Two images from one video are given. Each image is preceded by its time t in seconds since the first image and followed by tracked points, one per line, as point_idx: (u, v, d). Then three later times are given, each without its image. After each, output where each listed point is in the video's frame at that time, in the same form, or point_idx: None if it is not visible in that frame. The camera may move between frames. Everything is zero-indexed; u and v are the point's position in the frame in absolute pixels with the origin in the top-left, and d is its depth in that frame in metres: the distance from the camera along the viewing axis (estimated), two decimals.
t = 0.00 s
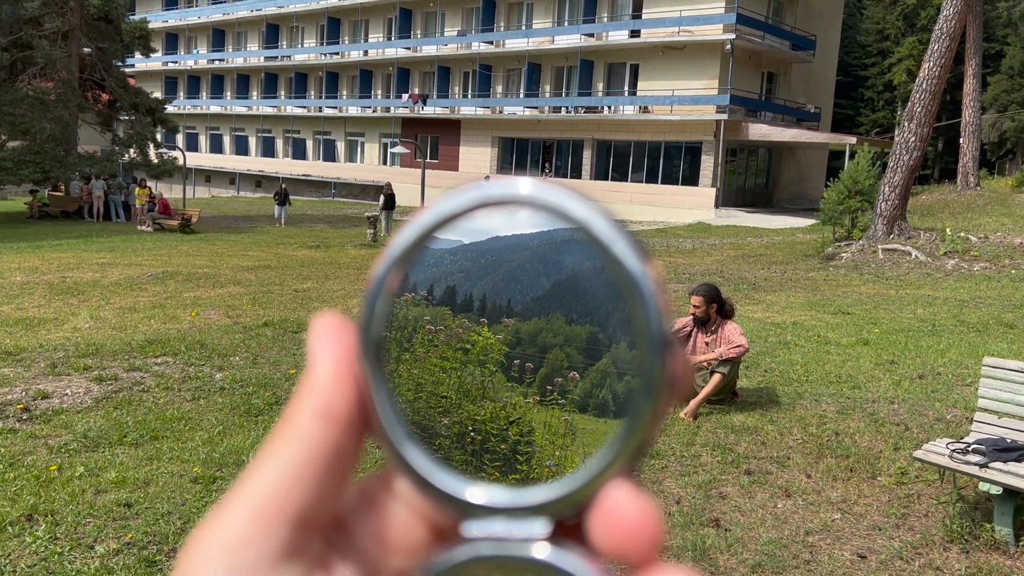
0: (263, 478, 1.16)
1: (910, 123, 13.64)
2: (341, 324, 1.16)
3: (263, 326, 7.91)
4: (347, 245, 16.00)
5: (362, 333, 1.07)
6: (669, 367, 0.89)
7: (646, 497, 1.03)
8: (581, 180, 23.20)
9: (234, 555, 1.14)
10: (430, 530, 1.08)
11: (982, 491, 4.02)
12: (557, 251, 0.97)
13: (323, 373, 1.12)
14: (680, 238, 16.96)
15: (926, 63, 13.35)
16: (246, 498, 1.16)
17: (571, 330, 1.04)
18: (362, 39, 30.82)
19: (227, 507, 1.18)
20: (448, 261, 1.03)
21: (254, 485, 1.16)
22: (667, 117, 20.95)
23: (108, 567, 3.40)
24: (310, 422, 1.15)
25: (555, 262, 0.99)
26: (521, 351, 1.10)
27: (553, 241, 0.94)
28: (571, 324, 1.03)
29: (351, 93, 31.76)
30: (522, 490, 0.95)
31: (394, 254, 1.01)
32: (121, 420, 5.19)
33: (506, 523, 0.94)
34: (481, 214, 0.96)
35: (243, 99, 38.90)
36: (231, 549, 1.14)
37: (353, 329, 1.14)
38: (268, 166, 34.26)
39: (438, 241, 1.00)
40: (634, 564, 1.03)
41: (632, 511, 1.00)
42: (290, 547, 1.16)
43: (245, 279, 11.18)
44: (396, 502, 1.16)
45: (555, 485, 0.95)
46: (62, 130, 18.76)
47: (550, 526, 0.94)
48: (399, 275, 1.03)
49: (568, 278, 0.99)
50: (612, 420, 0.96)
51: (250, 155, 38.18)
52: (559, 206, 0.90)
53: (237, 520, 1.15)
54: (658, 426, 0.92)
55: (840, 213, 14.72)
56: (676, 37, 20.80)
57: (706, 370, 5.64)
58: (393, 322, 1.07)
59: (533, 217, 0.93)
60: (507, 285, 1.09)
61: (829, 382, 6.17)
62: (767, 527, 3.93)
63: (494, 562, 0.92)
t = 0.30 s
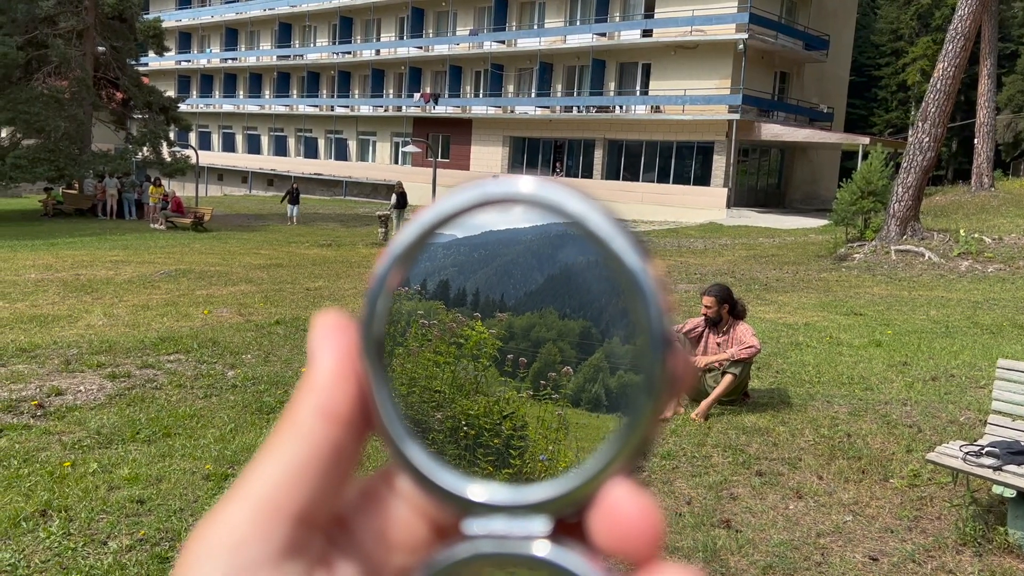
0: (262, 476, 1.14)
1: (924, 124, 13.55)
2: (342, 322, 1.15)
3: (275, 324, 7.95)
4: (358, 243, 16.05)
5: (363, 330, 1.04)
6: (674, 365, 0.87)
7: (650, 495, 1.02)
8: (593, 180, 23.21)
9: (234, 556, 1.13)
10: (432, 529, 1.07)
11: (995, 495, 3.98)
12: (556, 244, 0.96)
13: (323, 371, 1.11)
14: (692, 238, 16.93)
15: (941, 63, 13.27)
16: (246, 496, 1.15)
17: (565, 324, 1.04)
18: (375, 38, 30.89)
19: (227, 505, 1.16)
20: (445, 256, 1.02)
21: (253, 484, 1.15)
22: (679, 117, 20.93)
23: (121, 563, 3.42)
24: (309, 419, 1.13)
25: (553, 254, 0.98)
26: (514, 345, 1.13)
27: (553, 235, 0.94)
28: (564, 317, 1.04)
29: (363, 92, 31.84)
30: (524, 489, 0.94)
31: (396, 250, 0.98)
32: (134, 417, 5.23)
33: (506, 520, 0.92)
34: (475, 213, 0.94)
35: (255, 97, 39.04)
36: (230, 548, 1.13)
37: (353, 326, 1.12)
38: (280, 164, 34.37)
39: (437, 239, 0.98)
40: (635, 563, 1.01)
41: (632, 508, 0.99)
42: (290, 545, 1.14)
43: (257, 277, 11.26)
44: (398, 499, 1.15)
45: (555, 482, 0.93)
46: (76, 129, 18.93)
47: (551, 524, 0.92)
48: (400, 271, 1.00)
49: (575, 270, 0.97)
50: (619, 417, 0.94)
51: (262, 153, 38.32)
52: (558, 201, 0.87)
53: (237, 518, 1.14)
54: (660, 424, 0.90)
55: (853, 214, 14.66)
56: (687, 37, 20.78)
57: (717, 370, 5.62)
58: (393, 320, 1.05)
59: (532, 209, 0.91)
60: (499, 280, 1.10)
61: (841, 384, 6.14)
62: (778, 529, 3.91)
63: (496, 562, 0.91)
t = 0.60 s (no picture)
0: (267, 475, 1.15)
1: (938, 123, 13.45)
2: (344, 320, 1.15)
3: (286, 322, 7.98)
4: (369, 241, 16.06)
5: (366, 328, 1.05)
6: (681, 364, 0.86)
7: (653, 494, 1.03)
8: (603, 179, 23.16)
9: (239, 554, 1.13)
10: (436, 526, 1.08)
11: (1008, 497, 3.96)
12: (557, 242, 0.97)
13: (327, 367, 1.12)
14: (703, 238, 16.89)
15: (955, 63, 13.17)
16: (249, 495, 1.15)
17: (557, 319, 1.09)
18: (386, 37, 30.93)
19: (230, 504, 1.17)
20: (440, 251, 1.02)
21: (257, 484, 1.16)
22: (690, 116, 20.88)
23: (134, 558, 3.44)
24: (313, 417, 1.14)
25: (551, 251, 1.00)
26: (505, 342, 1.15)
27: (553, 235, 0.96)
28: (555, 314, 1.08)
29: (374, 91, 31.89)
30: (527, 487, 0.93)
31: (399, 249, 0.99)
32: (146, 413, 5.25)
33: (509, 520, 0.92)
34: (474, 213, 0.94)
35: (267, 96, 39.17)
36: (234, 547, 1.13)
37: (356, 324, 1.12)
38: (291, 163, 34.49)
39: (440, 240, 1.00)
40: (639, 560, 1.02)
41: (637, 504, 0.99)
42: (293, 543, 1.14)
43: (268, 275, 11.28)
44: (401, 497, 1.15)
45: (558, 481, 0.93)
46: (89, 126, 19.08)
47: (554, 523, 0.92)
48: (402, 269, 1.00)
49: (581, 265, 0.97)
50: (616, 416, 0.95)
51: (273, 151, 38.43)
52: (560, 198, 0.87)
53: (242, 517, 1.14)
54: (663, 423, 0.89)
55: (865, 215, 14.67)
56: (699, 36, 20.72)
57: (728, 370, 5.61)
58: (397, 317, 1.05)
59: (529, 205, 0.91)
60: (492, 275, 1.12)
61: (853, 385, 6.12)
62: (789, 529, 3.90)
63: (499, 560, 0.91)
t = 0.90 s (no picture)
0: (266, 466, 1.16)
1: (952, 122, 13.36)
2: (345, 314, 1.15)
3: (298, 318, 8.02)
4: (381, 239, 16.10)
5: (367, 319, 1.05)
6: (683, 353, 0.89)
7: (656, 484, 1.05)
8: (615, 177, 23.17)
9: (239, 544, 1.14)
10: (438, 520, 1.09)
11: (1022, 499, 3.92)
12: (557, 238, 0.98)
13: (327, 361, 1.11)
14: (714, 237, 16.85)
15: (969, 61, 13.09)
16: (249, 487, 1.16)
17: (555, 331, 1.07)
18: (397, 34, 30.97)
19: (230, 496, 1.17)
20: (436, 256, 1.03)
21: (257, 476, 1.16)
22: (702, 114, 20.84)
23: (147, 552, 3.46)
24: (314, 410, 1.14)
25: (547, 258, 1.02)
26: (501, 351, 1.14)
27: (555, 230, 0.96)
28: (553, 324, 1.06)
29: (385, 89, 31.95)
30: (528, 478, 0.95)
31: (399, 244, 1.00)
32: (159, 409, 5.28)
33: (509, 511, 0.94)
34: (475, 203, 0.98)
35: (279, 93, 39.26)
36: (234, 538, 1.15)
37: (357, 319, 1.12)
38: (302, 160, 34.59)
39: (441, 229, 1.00)
40: (641, 551, 1.04)
41: (639, 495, 1.02)
42: (294, 535, 1.15)
43: (280, 272, 11.33)
44: (403, 491, 1.16)
45: (560, 472, 0.94)
46: (103, 124, 19.16)
47: (556, 513, 0.94)
48: (401, 263, 1.01)
49: (581, 265, 0.98)
50: (612, 421, 0.96)
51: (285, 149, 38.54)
52: (564, 191, 0.90)
53: (242, 507, 1.15)
54: (665, 414, 0.92)
55: (877, 214, 14.60)
56: (711, 34, 20.65)
57: (740, 370, 5.58)
58: (397, 313, 1.05)
59: (529, 199, 0.93)
60: (490, 286, 1.10)
61: (865, 384, 6.09)
62: (801, 529, 3.89)
63: (499, 550, 0.93)
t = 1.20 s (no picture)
0: (275, 462, 1.16)
1: (966, 120, 13.25)
2: (354, 311, 1.15)
3: (309, 315, 8.04)
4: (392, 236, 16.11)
5: (376, 316, 1.05)
6: (689, 346, 0.92)
7: (663, 477, 1.07)
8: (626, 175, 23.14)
9: (250, 537, 1.15)
10: (447, 515, 1.10)
11: None
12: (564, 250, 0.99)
13: (337, 358, 1.11)
14: (726, 235, 16.80)
15: (985, 58, 12.98)
16: (258, 482, 1.16)
17: (555, 349, 1.07)
18: (409, 32, 31.00)
19: (240, 492, 1.18)
20: (439, 266, 1.04)
21: (266, 471, 1.16)
22: (714, 111, 20.77)
23: (160, 547, 3.48)
24: (323, 405, 1.14)
25: (549, 276, 1.03)
26: (502, 370, 1.14)
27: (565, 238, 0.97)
28: (554, 344, 1.07)
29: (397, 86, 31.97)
30: (535, 472, 0.97)
31: (409, 240, 1.01)
32: (172, 405, 5.31)
33: (519, 504, 0.96)
34: (483, 203, 0.99)
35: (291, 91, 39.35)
36: (246, 531, 1.15)
37: (365, 316, 1.12)
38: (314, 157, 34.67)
39: (448, 228, 1.01)
40: (647, 543, 1.06)
41: (646, 489, 1.04)
42: (303, 529, 1.16)
43: (292, 268, 11.36)
44: (410, 486, 1.17)
45: (568, 465, 0.96)
46: (117, 121, 19.20)
47: (564, 507, 0.96)
48: (411, 262, 1.02)
49: (590, 271, 0.99)
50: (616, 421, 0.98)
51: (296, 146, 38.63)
52: (571, 188, 0.93)
53: (253, 501, 1.16)
54: (672, 406, 0.95)
55: (891, 212, 14.51)
56: (724, 31, 20.55)
57: (752, 368, 5.56)
58: (405, 315, 1.06)
59: (537, 200, 0.96)
60: (490, 303, 1.09)
61: (877, 384, 6.06)
62: (813, 528, 3.88)
63: (507, 545, 0.95)
